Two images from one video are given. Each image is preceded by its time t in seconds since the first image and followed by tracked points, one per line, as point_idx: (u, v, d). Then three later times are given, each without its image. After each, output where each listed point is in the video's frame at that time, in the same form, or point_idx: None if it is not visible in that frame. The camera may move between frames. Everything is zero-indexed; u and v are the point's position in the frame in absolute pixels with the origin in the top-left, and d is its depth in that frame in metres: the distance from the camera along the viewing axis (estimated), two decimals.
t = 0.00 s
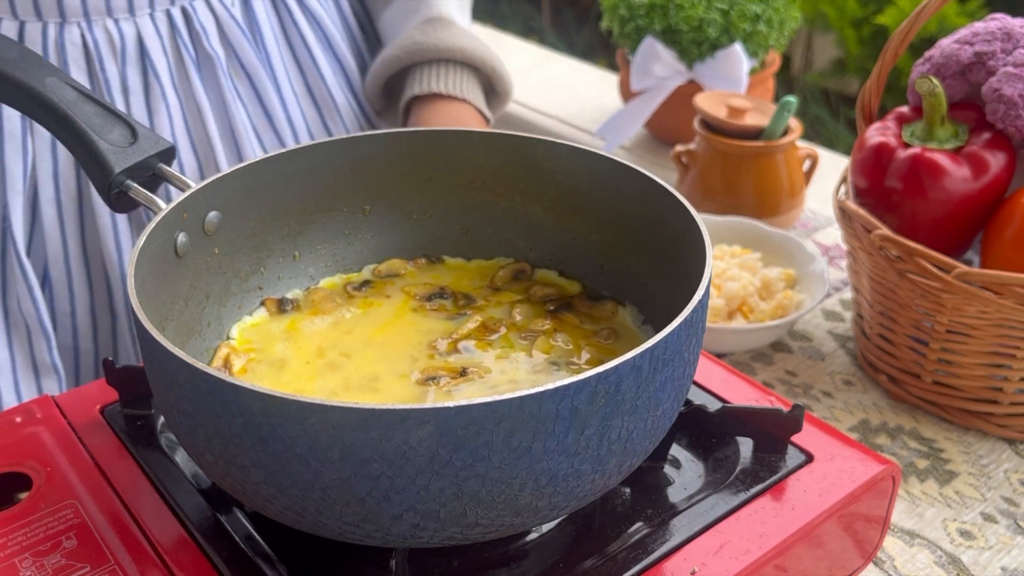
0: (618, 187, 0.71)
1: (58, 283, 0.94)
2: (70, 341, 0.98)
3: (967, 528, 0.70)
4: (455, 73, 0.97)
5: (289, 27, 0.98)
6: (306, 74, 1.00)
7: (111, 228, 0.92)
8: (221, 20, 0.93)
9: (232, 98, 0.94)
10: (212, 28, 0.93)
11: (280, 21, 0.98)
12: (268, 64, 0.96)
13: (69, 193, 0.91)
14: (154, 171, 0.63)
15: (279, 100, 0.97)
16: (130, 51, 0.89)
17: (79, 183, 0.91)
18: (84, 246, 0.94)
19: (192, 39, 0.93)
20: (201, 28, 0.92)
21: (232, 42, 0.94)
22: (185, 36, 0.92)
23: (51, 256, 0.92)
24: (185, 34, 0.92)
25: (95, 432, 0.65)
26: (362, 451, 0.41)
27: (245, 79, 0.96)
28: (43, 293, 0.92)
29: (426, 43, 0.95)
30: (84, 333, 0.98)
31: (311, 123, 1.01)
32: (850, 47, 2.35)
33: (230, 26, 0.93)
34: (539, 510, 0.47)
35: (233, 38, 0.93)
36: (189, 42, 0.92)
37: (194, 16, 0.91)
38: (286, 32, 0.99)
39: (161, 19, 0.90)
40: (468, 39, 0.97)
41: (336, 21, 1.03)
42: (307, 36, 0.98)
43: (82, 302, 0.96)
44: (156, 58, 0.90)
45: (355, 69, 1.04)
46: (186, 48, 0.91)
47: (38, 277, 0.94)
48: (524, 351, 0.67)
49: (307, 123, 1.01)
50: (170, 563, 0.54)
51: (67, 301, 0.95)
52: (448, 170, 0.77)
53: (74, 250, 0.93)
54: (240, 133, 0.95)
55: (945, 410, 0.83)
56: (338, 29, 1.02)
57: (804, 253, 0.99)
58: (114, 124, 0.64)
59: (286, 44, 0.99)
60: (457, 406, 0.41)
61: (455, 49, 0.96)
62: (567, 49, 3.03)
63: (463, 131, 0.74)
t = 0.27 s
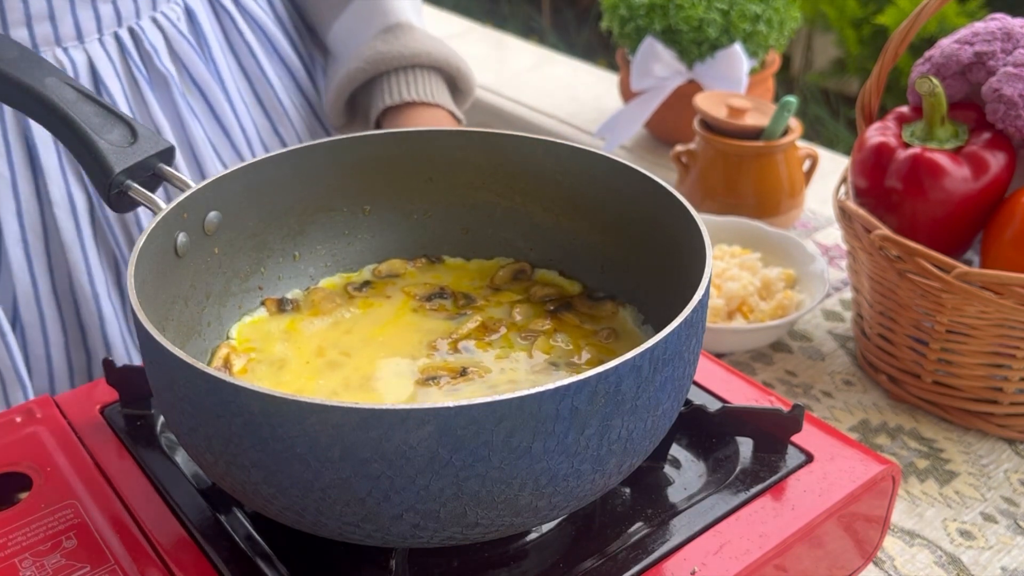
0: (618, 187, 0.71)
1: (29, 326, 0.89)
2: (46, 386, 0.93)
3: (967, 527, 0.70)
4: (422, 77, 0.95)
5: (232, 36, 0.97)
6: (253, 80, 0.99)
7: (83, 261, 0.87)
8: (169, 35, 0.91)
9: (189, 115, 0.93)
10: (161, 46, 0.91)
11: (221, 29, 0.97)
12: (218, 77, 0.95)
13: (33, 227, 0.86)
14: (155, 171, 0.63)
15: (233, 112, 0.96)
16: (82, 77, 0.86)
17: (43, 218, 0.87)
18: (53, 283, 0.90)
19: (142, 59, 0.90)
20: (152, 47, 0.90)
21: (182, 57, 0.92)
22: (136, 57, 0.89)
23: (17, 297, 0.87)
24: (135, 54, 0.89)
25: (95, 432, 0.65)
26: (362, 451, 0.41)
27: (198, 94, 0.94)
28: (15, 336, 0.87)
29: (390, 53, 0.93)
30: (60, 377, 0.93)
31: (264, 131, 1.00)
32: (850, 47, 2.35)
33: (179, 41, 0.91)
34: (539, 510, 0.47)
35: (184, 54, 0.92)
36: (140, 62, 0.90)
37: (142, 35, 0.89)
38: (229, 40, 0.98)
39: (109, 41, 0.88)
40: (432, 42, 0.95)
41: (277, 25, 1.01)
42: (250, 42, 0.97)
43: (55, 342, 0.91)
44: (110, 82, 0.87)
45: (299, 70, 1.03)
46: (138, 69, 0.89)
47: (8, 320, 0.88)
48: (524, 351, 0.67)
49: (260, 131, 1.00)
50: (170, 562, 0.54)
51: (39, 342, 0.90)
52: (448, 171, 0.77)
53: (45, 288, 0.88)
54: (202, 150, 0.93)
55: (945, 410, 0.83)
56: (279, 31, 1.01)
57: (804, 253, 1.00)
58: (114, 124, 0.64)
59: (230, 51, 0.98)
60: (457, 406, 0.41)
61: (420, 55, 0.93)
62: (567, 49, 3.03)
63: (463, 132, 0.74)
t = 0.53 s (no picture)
0: (618, 186, 0.71)
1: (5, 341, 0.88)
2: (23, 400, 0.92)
3: (967, 527, 0.70)
4: (416, 80, 0.95)
5: (213, 40, 0.97)
6: (233, 85, 0.99)
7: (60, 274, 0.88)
8: (148, 42, 0.91)
9: (169, 123, 0.92)
10: (140, 53, 0.90)
11: (203, 35, 0.97)
12: (199, 84, 0.95)
13: (10, 240, 0.86)
14: (154, 171, 0.63)
15: (214, 119, 0.96)
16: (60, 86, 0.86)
17: (18, 231, 0.86)
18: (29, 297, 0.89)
19: (121, 67, 0.90)
20: (131, 55, 0.89)
21: (162, 65, 0.92)
22: (114, 65, 0.89)
23: None
24: (114, 62, 0.89)
25: (95, 432, 0.65)
26: (362, 451, 0.41)
27: (178, 101, 0.94)
28: None
29: (384, 58, 0.93)
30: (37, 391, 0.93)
31: (245, 136, 1.00)
32: (850, 47, 2.35)
33: (158, 48, 0.91)
34: (539, 510, 0.47)
35: (163, 61, 0.92)
36: (119, 71, 0.90)
37: (121, 43, 0.89)
38: (210, 45, 0.98)
39: (87, 49, 0.88)
40: (427, 44, 0.95)
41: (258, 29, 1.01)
42: (231, 48, 0.97)
43: (32, 356, 0.91)
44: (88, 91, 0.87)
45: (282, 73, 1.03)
46: (117, 77, 0.89)
47: None
48: (524, 351, 0.67)
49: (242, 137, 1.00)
50: (170, 562, 0.54)
51: (15, 358, 0.89)
52: (447, 171, 0.77)
53: (21, 301, 0.88)
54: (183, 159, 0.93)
55: (945, 410, 0.83)
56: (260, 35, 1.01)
57: (804, 253, 0.99)
58: (114, 124, 0.64)
59: (212, 58, 0.98)
60: (457, 406, 0.41)
61: (414, 58, 0.93)
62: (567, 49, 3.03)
63: (462, 132, 0.74)
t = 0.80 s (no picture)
0: (618, 185, 0.71)
1: (23, 330, 0.89)
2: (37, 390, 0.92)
3: (967, 527, 0.70)
4: (431, 81, 0.96)
5: (233, 37, 0.97)
6: (252, 82, 0.99)
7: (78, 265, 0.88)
8: (168, 38, 0.91)
9: (187, 118, 0.92)
10: (160, 48, 0.91)
11: (224, 32, 0.97)
12: (217, 79, 0.95)
13: (27, 229, 0.86)
14: (154, 171, 0.63)
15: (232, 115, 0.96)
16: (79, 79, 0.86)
17: (36, 220, 0.87)
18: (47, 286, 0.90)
19: (141, 61, 0.90)
20: (150, 50, 0.90)
21: (181, 60, 0.92)
22: (134, 60, 0.89)
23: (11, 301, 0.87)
24: (133, 57, 0.89)
25: (95, 432, 0.65)
26: (362, 451, 0.41)
27: (197, 97, 0.94)
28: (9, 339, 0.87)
29: (400, 58, 0.93)
30: (53, 381, 0.93)
31: (264, 134, 1.00)
32: (850, 47, 2.35)
33: (177, 43, 0.91)
34: (539, 510, 0.47)
35: (182, 57, 0.92)
36: (138, 66, 0.90)
37: (141, 38, 0.89)
38: (230, 42, 0.98)
39: (107, 43, 0.88)
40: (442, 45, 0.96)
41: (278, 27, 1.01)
42: (251, 44, 0.97)
43: (49, 346, 0.91)
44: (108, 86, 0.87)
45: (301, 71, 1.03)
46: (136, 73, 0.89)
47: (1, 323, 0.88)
48: (524, 351, 0.67)
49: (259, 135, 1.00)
50: (170, 562, 0.54)
51: (32, 348, 0.90)
52: (448, 171, 0.77)
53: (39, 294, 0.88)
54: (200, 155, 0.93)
55: (945, 410, 0.83)
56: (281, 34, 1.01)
57: (804, 253, 1.00)
58: (114, 124, 0.64)
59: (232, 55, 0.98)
60: (457, 406, 0.41)
61: (430, 59, 0.94)
62: (567, 49, 3.03)
63: (463, 132, 0.74)
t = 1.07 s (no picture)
0: (618, 185, 0.71)
1: (32, 308, 0.95)
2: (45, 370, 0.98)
3: (967, 527, 0.70)
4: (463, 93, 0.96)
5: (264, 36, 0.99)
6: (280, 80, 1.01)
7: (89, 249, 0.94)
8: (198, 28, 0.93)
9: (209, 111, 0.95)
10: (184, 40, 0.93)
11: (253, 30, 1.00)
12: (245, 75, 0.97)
13: (43, 206, 0.93)
14: (154, 171, 0.63)
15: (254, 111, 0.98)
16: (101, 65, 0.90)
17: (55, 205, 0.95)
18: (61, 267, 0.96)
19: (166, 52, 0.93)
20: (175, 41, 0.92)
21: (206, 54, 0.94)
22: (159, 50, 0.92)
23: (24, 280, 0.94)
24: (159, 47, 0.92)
25: (95, 432, 0.65)
26: (362, 451, 0.41)
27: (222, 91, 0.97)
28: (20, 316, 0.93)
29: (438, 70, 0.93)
30: (59, 363, 0.99)
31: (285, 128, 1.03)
32: (850, 47, 2.35)
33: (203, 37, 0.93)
34: (539, 510, 0.47)
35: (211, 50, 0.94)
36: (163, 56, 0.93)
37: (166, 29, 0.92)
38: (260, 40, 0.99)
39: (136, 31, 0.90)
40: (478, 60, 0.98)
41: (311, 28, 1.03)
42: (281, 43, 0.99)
43: (57, 328, 0.97)
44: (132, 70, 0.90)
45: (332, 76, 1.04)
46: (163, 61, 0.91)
47: (12, 301, 0.95)
48: (526, 351, 0.67)
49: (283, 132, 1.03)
50: (170, 562, 0.54)
51: (40, 328, 0.96)
52: (448, 172, 0.77)
53: (50, 272, 0.95)
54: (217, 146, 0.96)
55: (945, 410, 0.83)
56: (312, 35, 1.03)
57: (804, 253, 1.00)
58: (114, 124, 0.64)
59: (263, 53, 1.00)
60: (457, 407, 0.41)
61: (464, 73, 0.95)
62: (568, 49, 3.03)
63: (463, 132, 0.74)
